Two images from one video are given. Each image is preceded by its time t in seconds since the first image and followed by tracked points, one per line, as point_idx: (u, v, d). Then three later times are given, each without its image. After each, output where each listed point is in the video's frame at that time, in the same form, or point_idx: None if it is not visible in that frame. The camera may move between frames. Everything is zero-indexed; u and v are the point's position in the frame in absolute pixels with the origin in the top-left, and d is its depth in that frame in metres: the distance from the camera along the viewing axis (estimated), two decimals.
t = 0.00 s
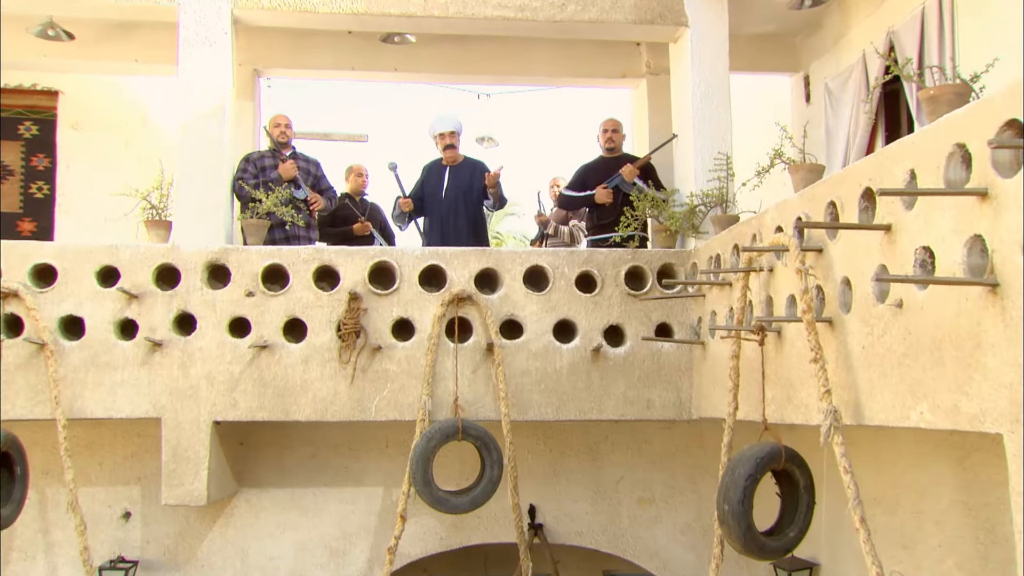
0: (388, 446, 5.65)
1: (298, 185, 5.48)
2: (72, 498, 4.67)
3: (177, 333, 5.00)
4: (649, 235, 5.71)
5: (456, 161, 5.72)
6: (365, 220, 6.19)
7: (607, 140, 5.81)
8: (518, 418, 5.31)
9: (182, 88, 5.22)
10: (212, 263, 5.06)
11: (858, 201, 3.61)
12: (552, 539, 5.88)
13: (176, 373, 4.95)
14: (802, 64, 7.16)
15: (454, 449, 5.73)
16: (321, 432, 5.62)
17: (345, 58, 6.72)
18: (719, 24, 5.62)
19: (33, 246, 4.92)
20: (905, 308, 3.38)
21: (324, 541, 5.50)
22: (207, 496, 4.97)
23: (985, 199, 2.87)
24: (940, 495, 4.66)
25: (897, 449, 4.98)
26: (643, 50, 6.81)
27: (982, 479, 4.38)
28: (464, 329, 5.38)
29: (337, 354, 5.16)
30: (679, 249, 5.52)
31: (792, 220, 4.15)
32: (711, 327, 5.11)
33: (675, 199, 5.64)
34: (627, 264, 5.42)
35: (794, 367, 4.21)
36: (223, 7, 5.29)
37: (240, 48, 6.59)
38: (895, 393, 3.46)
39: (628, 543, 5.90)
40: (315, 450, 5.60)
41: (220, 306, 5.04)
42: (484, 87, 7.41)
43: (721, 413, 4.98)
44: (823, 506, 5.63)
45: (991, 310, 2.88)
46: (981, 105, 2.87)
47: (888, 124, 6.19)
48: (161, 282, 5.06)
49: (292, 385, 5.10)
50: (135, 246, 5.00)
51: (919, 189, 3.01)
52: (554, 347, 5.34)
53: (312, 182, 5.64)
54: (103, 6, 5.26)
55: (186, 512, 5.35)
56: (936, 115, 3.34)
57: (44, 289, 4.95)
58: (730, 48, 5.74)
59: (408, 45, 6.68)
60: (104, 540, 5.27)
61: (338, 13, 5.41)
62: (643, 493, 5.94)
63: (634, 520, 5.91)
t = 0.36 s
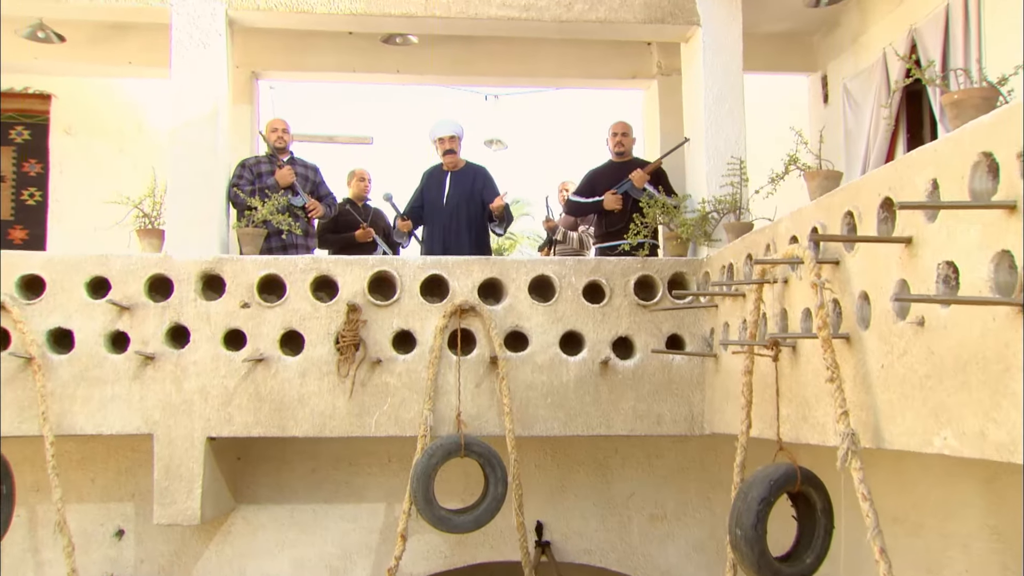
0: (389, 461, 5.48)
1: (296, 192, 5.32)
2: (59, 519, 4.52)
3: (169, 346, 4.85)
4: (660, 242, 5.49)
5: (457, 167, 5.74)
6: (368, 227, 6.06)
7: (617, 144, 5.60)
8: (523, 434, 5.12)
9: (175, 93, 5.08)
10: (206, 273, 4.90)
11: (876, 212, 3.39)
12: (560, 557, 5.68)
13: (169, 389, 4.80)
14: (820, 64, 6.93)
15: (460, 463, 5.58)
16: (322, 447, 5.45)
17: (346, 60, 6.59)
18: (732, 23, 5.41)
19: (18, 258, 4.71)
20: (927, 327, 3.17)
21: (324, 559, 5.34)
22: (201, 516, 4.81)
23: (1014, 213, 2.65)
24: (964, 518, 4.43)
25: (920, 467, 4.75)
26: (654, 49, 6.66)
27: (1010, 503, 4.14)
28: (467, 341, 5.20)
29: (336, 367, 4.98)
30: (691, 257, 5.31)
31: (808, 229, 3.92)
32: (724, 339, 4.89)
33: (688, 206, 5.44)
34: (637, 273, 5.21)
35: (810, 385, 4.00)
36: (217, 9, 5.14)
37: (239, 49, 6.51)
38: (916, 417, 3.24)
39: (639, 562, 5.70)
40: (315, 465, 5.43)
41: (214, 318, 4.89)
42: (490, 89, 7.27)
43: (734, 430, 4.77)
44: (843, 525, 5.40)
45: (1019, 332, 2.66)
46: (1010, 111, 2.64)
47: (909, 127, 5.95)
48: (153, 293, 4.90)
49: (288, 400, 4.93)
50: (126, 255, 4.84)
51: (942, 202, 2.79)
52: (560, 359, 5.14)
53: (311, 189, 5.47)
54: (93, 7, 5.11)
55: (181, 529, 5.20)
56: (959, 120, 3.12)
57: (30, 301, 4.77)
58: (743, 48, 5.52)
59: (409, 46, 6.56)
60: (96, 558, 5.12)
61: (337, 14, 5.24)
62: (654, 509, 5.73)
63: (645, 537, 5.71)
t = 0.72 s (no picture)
0: (391, 477, 5.30)
1: (293, 200, 5.16)
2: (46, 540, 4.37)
3: (162, 360, 4.69)
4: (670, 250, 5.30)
5: (461, 172, 5.58)
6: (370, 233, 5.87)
7: (626, 149, 5.40)
8: (529, 450, 4.92)
9: (168, 98, 4.92)
10: (200, 284, 4.74)
11: (897, 223, 3.18)
12: None
13: (160, 404, 4.64)
14: (838, 63, 6.69)
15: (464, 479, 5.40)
16: (322, 462, 5.28)
17: (347, 61, 6.43)
18: (746, 21, 5.19)
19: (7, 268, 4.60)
20: (952, 348, 2.94)
21: None
22: (194, 536, 4.65)
23: None
24: (993, 542, 4.20)
25: (945, 486, 4.51)
26: (665, 49, 6.47)
27: None
28: (471, 354, 5.01)
29: (333, 382, 4.80)
30: (703, 266, 5.11)
31: (824, 240, 3.71)
32: (738, 352, 4.67)
33: (700, 213, 5.22)
34: (647, 283, 5.01)
35: (827, 404, 3.78)
36: (210, 10, 4.99)
37: (236, 51, 6.37)
38: (941, 444, 3.01)
39: None
40: (315, 482, 5.26)
41: (208, 331, 4.72)
42: (497, 90, 7.09)
43: (748, 448, 4.55)
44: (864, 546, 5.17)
45: None
46: None
47: (932, 131, 5.72)
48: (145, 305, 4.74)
49: (285, 416, 4.75)
50: (117, 266, 4.69)
51: (969, 215, 2.57)
52: (567, 373, 4.94)
53: (309, 196, 5.32)
54: (83, 9, 4.95)
55: (176, 548, 5.05)
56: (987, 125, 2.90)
57: (18, 313, 4.65)
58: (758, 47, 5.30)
59: (411, 47, 6.40)
60: None
61: (334, 14, 5.06)
62: (666, 527, 5.52)
63: (657, 556, 5.49)
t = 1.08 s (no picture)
0: (392, 493, 5.12)
1: (289, 207, 5.00)
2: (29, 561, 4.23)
3: (152, 374, 4.54)
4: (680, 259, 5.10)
5: (464, 177, 5.39)
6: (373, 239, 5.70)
7: (635, 152, 5.20)
8: (532, 468, 4.73)
9: (159, 101, 4.76)
10: (191, 295, 4.58)
11: (918, 235, 2.96)
12: None
13: (150, 420, 4.48)
14: (857, 61, 6.46)
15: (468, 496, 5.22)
16: (321, 478, 5.12)
17: (346, 62, 6.28)
18: (759, 18, 4.97)
19: None
20: (978, 370, 2.73)
21: None
22: (185, 557, 4.50)
23: None
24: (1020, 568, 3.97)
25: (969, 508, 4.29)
26: (676, 48, 6.28)
27: None
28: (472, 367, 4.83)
29: (330, 396, 4.62)
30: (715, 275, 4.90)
31: (841, 251, 3.49)
32: (752, 366, 4.46)
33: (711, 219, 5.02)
34: (656, 293, 4.80)
35: (844, 424, 3.57)
36: (202, 10, 4.83)
37: (231, 53, 6.23)
38: (966, 473, 2.80)
39: None
40: (314, 498, 5.10)
41: (199, 343, 4.56)
42: (503, 92, 6.92)
43: (762, 466, 4.34)
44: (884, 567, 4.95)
45: None
46: None
47: (956, 133, 5.49)
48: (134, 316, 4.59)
49: (279, 432, 4.58)
50: (105, 276, 4.54)
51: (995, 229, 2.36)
52: (573, 387, 4.75)
53: (306, 203, 5.16)
54: (70, 9, 4.80)
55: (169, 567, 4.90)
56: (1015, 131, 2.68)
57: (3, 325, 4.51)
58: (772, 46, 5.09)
59: (412, 47, 6.24)
60: None
61: (331, 14, 4.90)
62: (677, 545, 5.32)
63: None
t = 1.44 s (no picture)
0: (394, 509, 4.96)
1: (284, 214, 4.84)
2: None
3: (142, 388, 4.39)
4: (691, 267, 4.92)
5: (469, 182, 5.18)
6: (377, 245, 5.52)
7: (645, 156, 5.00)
8: (538, 486, 4.53)
9: (150, 106, 4.61)
10: (183, 306, 4.42)
11: (942, 248, 2.76)
12: None
13: (139, 437, 4.33)
14: (877, 60, 6.24)
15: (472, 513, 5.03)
16: (320, 495, 4.95)
17: (346, 63, 6.12)
18: (774, 15, 4.76)
19: None
20: (1008, 396, 2.52)
21: None
22: None
23: None
24: None
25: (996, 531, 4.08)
26: (687, 47, 6.08)
27: None
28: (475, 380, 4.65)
29: (327, 411, 4.45)
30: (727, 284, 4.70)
31: (860, 263, 3.28)
32: (767, 381, 4.25)
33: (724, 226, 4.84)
34: (667, 303, 4.60)
35: (864, 447, 3.36)
36: (194, 11, 4.67)
37: (229, 54, 6.08)
38: (996, 507, 2.59)
39: None
40: (313, 515, 4.94)
41: (191, 357, 4.40)
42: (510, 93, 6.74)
43: (778, 486, 4.13)
44: None
45: None
46: None
47: (981, 134, 5.28)
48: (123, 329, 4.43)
49: (275, 448, 4.42)
50: (93, 287, 4.39)
51: None
52: (580, 402, 4.55)
53: (304, 210, 5.00)
54: (58, 9, 4.65)
55: None
56: None
57: None
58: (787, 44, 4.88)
59: (415, 48, 6.07)
60: None
61: (329, 14, 4.73)
62: (690, 564, 5.10)
63: None
